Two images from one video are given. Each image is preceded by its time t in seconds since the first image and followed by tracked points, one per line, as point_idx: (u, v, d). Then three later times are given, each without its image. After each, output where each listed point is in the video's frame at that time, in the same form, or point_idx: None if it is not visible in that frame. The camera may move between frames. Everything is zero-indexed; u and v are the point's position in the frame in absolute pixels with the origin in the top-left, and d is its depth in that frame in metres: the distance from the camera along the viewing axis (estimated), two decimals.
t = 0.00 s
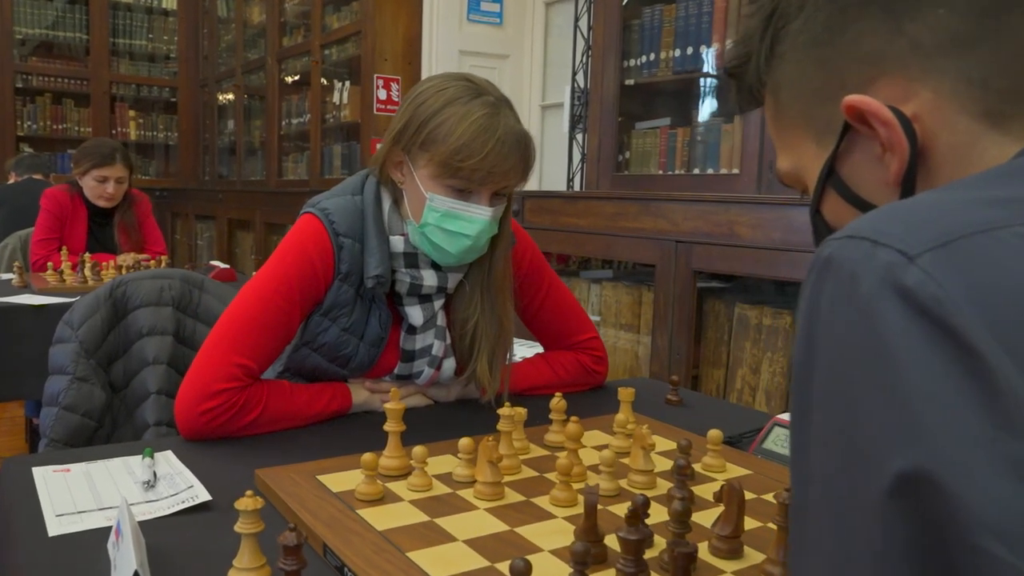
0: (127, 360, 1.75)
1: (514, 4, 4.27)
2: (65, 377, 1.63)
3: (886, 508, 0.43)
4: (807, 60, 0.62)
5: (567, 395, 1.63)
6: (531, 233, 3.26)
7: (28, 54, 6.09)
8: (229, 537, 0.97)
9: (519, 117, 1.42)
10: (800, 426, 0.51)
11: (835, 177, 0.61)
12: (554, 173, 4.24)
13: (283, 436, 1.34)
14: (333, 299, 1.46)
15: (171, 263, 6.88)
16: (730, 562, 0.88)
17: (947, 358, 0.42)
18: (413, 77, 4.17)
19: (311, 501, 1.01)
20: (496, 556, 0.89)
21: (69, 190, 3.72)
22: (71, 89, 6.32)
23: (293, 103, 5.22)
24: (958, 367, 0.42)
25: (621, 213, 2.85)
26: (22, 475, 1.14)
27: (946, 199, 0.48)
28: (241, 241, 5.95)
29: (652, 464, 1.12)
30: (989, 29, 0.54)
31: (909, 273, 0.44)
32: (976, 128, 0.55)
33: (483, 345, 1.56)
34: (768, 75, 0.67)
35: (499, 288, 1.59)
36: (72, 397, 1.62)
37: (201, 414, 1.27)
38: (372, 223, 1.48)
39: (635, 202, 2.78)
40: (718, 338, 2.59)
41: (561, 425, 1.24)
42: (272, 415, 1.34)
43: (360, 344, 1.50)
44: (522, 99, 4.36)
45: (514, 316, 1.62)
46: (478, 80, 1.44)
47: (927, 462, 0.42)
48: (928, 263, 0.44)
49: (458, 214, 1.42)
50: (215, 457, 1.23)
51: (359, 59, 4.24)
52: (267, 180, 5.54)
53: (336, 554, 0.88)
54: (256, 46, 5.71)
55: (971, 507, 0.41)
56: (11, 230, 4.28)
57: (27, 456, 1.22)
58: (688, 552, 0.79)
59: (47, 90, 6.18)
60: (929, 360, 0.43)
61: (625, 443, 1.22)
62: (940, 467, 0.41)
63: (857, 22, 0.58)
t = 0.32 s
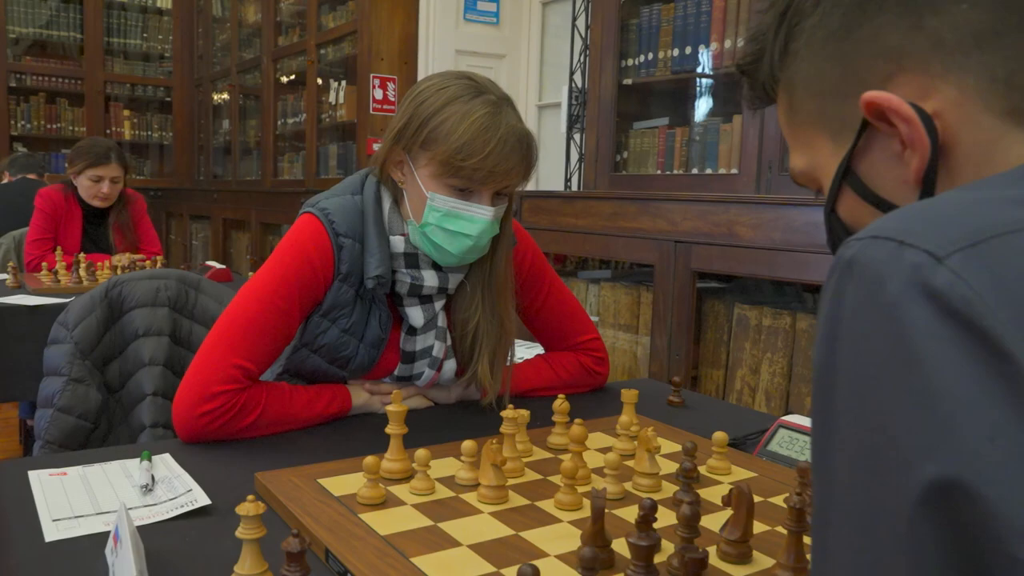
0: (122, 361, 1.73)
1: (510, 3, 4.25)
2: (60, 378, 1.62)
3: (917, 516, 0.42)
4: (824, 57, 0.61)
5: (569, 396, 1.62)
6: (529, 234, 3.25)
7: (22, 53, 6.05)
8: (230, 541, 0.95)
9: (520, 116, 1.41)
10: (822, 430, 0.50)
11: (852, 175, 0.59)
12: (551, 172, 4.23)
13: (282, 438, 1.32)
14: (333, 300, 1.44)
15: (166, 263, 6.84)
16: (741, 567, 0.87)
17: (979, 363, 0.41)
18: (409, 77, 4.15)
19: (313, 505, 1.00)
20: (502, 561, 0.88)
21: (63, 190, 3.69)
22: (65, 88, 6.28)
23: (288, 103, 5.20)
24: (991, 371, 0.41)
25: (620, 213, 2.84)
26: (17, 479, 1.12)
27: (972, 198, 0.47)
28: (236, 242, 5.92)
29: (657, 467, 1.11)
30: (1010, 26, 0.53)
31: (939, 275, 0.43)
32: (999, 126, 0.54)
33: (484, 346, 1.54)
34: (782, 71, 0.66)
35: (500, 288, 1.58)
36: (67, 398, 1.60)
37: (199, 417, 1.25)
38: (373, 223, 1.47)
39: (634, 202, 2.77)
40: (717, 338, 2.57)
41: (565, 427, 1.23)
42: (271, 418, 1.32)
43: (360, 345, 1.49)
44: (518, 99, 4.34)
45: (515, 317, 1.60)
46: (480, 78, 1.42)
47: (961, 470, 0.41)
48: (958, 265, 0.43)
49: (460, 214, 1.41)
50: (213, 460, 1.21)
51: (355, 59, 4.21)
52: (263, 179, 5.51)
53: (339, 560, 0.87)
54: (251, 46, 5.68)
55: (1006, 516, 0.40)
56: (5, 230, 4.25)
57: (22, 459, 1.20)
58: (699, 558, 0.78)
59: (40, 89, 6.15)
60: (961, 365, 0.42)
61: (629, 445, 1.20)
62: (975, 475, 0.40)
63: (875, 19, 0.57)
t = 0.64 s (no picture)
0: (117, 363, 1.71)
1: (507, 3, 4.24)
2: (54, 380, 1.60)
3: (949, 524, 0.41)
4: (840, 53, 0.59)
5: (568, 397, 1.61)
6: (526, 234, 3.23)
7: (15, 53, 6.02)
8: (229, 546, 0.94)
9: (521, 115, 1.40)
10: (843, 434, 0.48)
11: (869, 173, 0.58)
12: (548, 172, 4.21)
13: (281, 441, 1.30)
14: (333, 300, 1.43)
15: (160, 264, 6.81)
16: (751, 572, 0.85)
17: (1009, 367, 0.40)
18: (405, 77, 4.13)
19: (313, 509, 0.98)
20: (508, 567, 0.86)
21: (57, 190, 3.66)
22: (59, 87, 6.24)
23: (283, 103, 5.17)
24: None
25: (618, 213, 2.82)
26: (12, 484, 1.10)
27: (997, 198, 0.46)
28: (231, 242, 5.89)
29: (662, 470, 1.10)
30: None
31: (968, 277, 0.42)
32: (1018, 124, 0.53)
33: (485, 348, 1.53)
34: (795, 69, 0.64)
35: (502, 289, 1.57)
36: (61, 400, 1.58)
37: (197, 420, 1.24)
38: (373, 224, 1.45)
39: (632, 202, 2.76)
40: (717, 339, 2.56)
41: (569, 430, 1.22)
42: (270, 420, 1.30)
43: (360, 347, 1.47)
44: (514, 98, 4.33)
45: (515, 317, 1.59)
46: (481, 77, 1.41)
47: (993, 476, 0.40)
48: (987, 267, 0.42)
49: (461, 214, 1.39)
50: (211, 463, 1.19)
51: (351, 58, 4.18)
52: (258, 180, 5.49)
53: (341, 566, 0.85)
54: (246, 45, 5.66)
55: None
56: None
57: (16, 462, 1.18)
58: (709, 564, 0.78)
59: (34, 89, 6.12)
60: (992, 369, 0.41)
61: (634, 448, 1.19)
62: (1008, 481, 0.39)
63: (892, 16, 0.56)
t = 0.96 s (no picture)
0: (113, 364, 1.69)
1: (502, 3, 4.23)
2: (50, 383, 1.57)
3: (983, 532, 0.40)
4: (859, 49, 0.58)
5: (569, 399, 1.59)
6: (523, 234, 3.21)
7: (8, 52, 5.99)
8: (229, 553, 0.92)
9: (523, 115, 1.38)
10: (869, 439, 0.47)
11: (887, 172, 0.56)
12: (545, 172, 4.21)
13: (280, 444, 1.29)
14: (332, 301, 1.41)
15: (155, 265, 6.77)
16: None
17: None
18: (401, 77, 4.10)
19: (314, 514, 0.97)
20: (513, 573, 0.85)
21: (52, 190, 3.64)
22: (52, 88, 6.21)
23: (278, 103, 5.15)
24: None
25: (616, 213, 2.81)
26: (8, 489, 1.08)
27: None
28: (226, 243, 5.87)
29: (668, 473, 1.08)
30: None
31: (998, 277, 0.41)
32: None
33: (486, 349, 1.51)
34: (811, 65, 0.63)
35: (503, 290, 1.55)
36: (56, 403, 1.56)
37: (196, 422, 1.22)
38: (372, 224, 1.44)
39: (629, 202, 2.74)
40: (716, 339, 2.55)
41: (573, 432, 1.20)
42: (270, 422, 1.29)
43: (360, 349, 1.46)
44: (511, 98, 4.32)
45: (516, 318, 1.58)
46: (482, 76, 1.39)
47: None
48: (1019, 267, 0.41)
49: (461, 214, 1.38)
50: (210, 466, 1.18)
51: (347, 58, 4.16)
52: (253, 180, 5.46)
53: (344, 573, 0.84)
54: (240, 45, 5.63)
55: None
56: None
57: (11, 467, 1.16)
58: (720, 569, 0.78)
59: (27, 89, 6.09)
60: None
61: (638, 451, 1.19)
62: None
63: (912, 10, 0.55)
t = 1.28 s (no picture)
0: (109, 366, 1.67)
1: (499, 3, 4.21)
2: (45, 385, 1.55)
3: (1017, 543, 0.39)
4: (878, 46, 0.57)
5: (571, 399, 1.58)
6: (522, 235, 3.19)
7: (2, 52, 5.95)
8: (229, 558, 0.91)
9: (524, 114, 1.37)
10: (893, 445, 0.46)
11: (906, 171, 0.55)
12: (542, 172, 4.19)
13: (278, 447, 1.27)
14: (332, 303, 1.40)
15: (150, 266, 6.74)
16: None
17: None
18: (398, 77, 4.08)
19: (315, 520, 0.95)
20: None
21: (47, 191, 3.62)
22: (47, 88, 6.18)
23: (274, 103, 5.13)
24: None
25: (615, 213, 2.80)
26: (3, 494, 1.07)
27: None
28: (222, 244, 5.85)
29: (673, 476, 1.07)
30: None
31: None
32: None
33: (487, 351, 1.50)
34: (827, 62, 0.62)
35: (504, 291, 1.54)
36: (52, 405, 1.54)
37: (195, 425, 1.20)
38: (372, 224, 1.42)
39: (628, 202, 2.73)
40: (715, 340, 2.53)
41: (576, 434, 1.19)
42: (270, 425, 1.27)
43: (360, 350, 1.44)
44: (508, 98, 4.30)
45: (516, 319, 1.57)
46: (483, 75, 1.38)
47: None
48: None
49: (462, 214, 1.37)
50: (208, 470, 1.16)
51: (343, 58, 4.14)
52: (249, 180, 5.44)
53: None
54: (236, 45, 5.60)
55: None
56: None
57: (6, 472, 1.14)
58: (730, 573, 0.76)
59: (21, 89, 6.06)
60: None
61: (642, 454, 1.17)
62: None
63: (933, 6, 0.53)
